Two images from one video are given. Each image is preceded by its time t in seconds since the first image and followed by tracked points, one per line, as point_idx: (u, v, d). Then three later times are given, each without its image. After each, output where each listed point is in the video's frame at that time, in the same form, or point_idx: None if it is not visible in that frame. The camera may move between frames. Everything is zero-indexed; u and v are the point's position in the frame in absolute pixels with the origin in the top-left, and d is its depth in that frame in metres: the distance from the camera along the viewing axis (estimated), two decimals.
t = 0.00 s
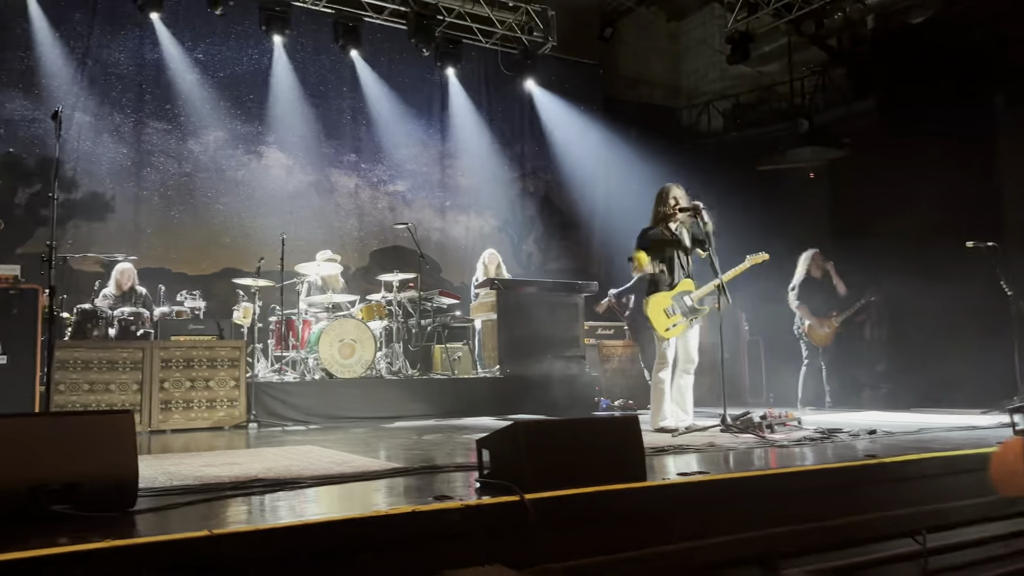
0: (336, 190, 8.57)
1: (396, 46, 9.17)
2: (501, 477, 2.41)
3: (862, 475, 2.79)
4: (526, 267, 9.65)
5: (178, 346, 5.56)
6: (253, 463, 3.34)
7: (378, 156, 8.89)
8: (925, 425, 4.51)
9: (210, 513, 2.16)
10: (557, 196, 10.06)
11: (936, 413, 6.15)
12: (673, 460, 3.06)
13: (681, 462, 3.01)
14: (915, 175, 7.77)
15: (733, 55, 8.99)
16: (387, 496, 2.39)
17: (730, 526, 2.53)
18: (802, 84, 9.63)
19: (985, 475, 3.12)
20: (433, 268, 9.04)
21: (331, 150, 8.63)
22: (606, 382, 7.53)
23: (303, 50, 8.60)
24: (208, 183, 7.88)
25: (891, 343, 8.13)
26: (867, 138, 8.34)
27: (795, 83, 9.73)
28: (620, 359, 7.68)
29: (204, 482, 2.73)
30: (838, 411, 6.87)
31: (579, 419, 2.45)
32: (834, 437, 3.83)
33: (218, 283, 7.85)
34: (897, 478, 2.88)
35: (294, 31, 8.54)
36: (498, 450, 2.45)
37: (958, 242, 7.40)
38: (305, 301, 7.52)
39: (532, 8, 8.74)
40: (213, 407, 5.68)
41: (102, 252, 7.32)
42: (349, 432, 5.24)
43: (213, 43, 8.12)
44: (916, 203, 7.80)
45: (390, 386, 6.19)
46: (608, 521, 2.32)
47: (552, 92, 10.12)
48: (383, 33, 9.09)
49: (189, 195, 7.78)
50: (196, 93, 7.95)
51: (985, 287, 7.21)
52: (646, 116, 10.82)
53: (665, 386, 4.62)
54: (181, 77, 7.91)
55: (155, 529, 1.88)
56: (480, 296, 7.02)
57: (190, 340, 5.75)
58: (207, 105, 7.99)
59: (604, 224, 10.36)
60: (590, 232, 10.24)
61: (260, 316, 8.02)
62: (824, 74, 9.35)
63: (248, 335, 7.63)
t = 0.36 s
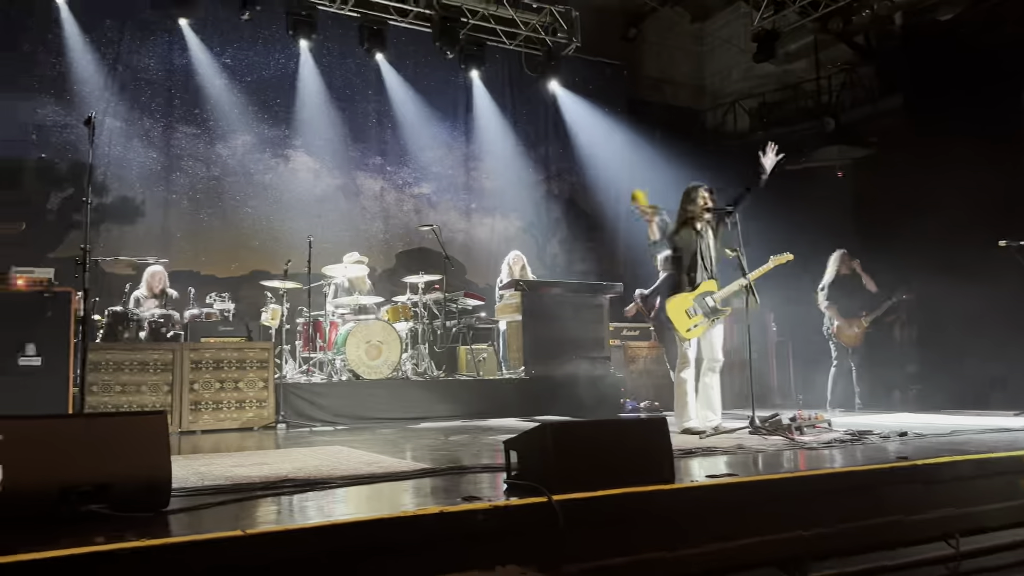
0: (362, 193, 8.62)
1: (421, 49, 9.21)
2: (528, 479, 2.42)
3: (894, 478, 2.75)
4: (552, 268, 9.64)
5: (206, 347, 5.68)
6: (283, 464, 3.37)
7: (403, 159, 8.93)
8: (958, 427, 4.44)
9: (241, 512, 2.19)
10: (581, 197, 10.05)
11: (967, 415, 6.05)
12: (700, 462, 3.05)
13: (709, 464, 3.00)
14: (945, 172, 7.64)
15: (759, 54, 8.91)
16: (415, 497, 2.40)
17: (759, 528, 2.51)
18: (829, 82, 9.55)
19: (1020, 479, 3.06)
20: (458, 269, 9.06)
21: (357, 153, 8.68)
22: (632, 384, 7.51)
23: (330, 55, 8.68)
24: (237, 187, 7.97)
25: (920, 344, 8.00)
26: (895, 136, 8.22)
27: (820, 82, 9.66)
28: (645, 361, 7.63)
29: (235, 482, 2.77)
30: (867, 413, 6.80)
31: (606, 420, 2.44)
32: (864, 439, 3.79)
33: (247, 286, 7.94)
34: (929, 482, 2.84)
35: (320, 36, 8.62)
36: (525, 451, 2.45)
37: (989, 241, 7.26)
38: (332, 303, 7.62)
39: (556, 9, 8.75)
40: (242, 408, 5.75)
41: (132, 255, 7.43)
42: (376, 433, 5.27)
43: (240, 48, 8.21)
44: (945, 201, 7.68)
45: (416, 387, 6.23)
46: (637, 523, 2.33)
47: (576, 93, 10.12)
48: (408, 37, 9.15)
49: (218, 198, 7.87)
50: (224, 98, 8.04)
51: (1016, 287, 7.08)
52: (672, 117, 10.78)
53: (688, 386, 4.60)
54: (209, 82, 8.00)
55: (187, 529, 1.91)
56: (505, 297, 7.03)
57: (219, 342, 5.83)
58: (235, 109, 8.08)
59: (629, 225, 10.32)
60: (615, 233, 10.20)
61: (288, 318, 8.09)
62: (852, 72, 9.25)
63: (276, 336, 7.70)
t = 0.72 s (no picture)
0: (387, 195, 8.66)
1: (445, 50, 9.23)
2: (556, 480, 2.43)
3: (926, 482, 2.71)
4: (575, 269, 9.62)
5: (235, 348, 5.76)
6: (311, 463, 3.39)
7: (427, 160, 8.96)
8: (991, 430, 4.36)
9: (269, 512, 2.21)
10: (605, 197, 10.01)
11: (999, 417, 5.95)
12: (728, 464, 3.03)
13: (736, 466, 2.98)
14: (977, 171, 7.51)
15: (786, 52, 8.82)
16: (440, 497, 2.41)
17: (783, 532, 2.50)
18: (857, 80, 9.37)
19: None
20: (482, 270, 9.08)
21: (381, 154, 8.72)
22: (657, 385, 7.47)
23: (354, 56, 8.72)
24: (263, 189, 8.04)
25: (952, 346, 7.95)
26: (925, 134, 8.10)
27: (849, 80, 9.48)
28: (671, 362, 7.54)
29: (264, 481, 2.79)
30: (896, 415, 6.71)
31: (636, 421, 2.43)
32: (896, 441, 3.74)
33: (273, 286, 8.01)
34: (962, 485, 2.79)
35: (345, 38, 8.67)
36: (553, 452, 2.46)
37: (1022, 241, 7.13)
38: (358, 304, 7.70)
39: (580, 9, 8.76)
40: (270, 407, 5.80)
41: (162, 256, 7.54)
42: (402, 433, 5.29)
43: (267, 51, 8.28)
44: (976, 200, 7.55)
45: (440, 387, 6.23)
46: (664, 525, 2.33)
47: (599, 92, 10.09)
48: (431, 39, 9.17)
49: (245, 200, 7.95)
50: (251, 101, 8.11)
51: None
52: (697, 115, 10.70)
53: (716, 386, 4.56)
54: (237, 85, 8.08)
55: (216, 529, 1.93)
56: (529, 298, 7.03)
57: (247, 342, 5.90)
58: (261, 112, 8.15)
59: (653, 225, 10.26)
60: (640, 233, 10.15)
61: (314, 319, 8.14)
62: (880, 69, 9.12)
63: (303, 337, 7.76)
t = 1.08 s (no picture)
0: (409, 195, 8.69)
1: (467, 51, 9.25)
2: (581, 480, 2.47)
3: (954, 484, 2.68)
4: (596, 268, 9.60)
5: (259, 347, 5.81)
6: (335, 462, 3.42)
7: (449, 160, 8.98)
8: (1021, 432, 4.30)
9: (294, 509, 2.23)
10: (626, 196, 9.98)
11: None
12: (753, 465, 3.03)
13: (761, 467, 2.98)
14: (1005, 169, 7.41)
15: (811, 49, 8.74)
16: (463, 496, 2.42)
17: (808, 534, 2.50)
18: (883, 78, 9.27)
19: None
20: (503, 270, 9.09)
21: (403, 155, 8.76)
22: (680, 385, 7.44)
23: (377, 57, 8.77)
24: (288, 189, 8.11)
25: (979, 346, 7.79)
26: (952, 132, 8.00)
27: (874, 77, 9.40)
28: (695, 362, 7.52)
29: (290, 480, 2.81)
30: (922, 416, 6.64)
31: (663, 423, 2.49)
32: (923, 442, 3.70)
33: (296, 286, 8.07)
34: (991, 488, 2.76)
35: (368, 39, 8.72)
36: (579, 451, 2.51)
37: None
38: (380, 304, 7.76)
39: (602, 7, 8.79)
40: (294, 406, 5.86)
41: (187, 256, 7.62)
42: (425, 432, 5.31)
43: (291, 52, 8.34)
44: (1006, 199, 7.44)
45: (462, 385, 6.25)
46: (688, 526, 2.35)
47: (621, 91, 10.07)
48: (453, 39, 9.19)
49: (270, 201, 8.02)
50: (275, 102, 8.18)
51: None
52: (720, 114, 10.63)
53: (741, 386, 4.54)
54: (261, 86, 8.15)
55: (244, 526, 1.96)
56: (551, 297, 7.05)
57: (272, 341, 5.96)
58: (285, 113, 8.22)
59: (675, 225, 10.21)
60: (661, 232, 10.11)
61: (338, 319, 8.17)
62: (906, 67, 9.02)
63: (326, 336, 7.82)
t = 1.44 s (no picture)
0: (430, 194, 8.71)
1: (489, 50, 9.27)
2: (603, 482, 2.49)
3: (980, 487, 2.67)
4: (617, 267, 9.56)
5: (283, 346, 5.90)
6: (358, 460, 3.45)
7: (471, 160, 8.99)
8: None
9: (319, 507, 2.26)
10: (647, 195, 9.93)
11: None
12: (777, 467, 3.02)
13: (786, 469, 2.96)
14: None
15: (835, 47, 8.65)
16: (483, 495, 2.43)
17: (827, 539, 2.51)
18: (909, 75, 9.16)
19: None
20: (524, 269, 9.09)
21: (424, 154, 8.78)
22: (702, 385, 7.41)
23: (399, 57, 8.79)
24: (311, 190, 8.16)
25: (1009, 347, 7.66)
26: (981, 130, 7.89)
27: (899, 73, 9.20)
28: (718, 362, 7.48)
29: (313, 478, 2.84)
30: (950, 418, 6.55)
31: (691, 424, 2.51)
32: (951, 444, 3.66)
33: (319, 286, 8.12)
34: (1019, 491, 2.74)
35: (390, 40, 8.75)
36: (602, 451, 2.51)
37: None
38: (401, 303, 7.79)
39: (623, 6, 8.79)
40: (318, 405, 5.94)
41: (212, 256, 7.70)
42: (446, 431, 5.32)
43: (314, 53, 8.39)
44: None
45: (483, 386, 6.29)
46: (712, 528, 2.36)
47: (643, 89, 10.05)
48: (475, 39, 9.21)
49: (293, 201, 8.08)
50: (298, 102, 8.23)
51: None
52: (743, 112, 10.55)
53: (768, 387, 4.52)
54: (285, 87, 8.21)
55: (271, 524, 1.99)
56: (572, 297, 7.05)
57: (295, 341, 6.05)
58: (308, 113, 8.27)
59: (697, 223, 10.14)
60: (683, 231, 10.05)
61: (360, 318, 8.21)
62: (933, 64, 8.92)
63: (348, 335, 7.86)
